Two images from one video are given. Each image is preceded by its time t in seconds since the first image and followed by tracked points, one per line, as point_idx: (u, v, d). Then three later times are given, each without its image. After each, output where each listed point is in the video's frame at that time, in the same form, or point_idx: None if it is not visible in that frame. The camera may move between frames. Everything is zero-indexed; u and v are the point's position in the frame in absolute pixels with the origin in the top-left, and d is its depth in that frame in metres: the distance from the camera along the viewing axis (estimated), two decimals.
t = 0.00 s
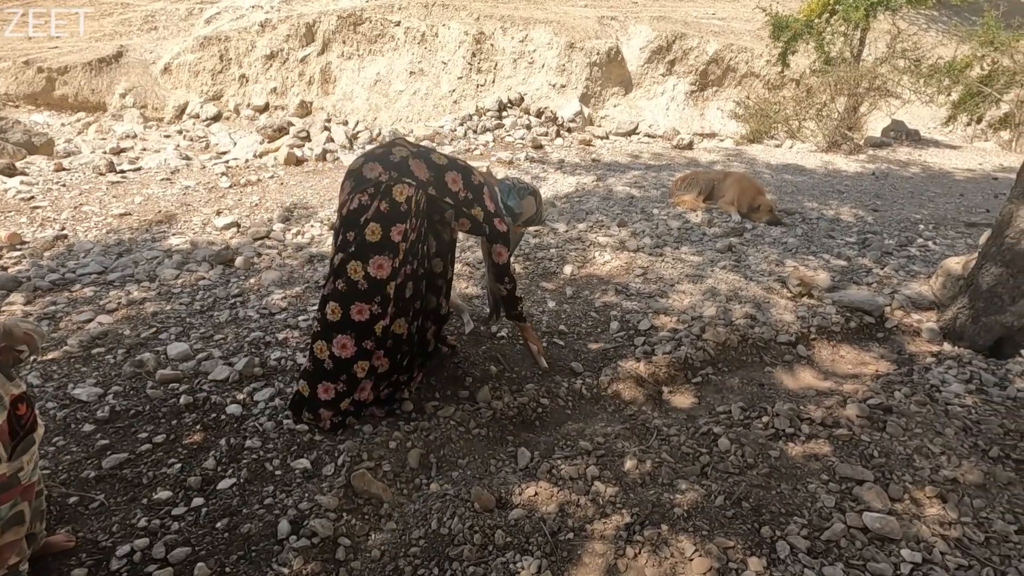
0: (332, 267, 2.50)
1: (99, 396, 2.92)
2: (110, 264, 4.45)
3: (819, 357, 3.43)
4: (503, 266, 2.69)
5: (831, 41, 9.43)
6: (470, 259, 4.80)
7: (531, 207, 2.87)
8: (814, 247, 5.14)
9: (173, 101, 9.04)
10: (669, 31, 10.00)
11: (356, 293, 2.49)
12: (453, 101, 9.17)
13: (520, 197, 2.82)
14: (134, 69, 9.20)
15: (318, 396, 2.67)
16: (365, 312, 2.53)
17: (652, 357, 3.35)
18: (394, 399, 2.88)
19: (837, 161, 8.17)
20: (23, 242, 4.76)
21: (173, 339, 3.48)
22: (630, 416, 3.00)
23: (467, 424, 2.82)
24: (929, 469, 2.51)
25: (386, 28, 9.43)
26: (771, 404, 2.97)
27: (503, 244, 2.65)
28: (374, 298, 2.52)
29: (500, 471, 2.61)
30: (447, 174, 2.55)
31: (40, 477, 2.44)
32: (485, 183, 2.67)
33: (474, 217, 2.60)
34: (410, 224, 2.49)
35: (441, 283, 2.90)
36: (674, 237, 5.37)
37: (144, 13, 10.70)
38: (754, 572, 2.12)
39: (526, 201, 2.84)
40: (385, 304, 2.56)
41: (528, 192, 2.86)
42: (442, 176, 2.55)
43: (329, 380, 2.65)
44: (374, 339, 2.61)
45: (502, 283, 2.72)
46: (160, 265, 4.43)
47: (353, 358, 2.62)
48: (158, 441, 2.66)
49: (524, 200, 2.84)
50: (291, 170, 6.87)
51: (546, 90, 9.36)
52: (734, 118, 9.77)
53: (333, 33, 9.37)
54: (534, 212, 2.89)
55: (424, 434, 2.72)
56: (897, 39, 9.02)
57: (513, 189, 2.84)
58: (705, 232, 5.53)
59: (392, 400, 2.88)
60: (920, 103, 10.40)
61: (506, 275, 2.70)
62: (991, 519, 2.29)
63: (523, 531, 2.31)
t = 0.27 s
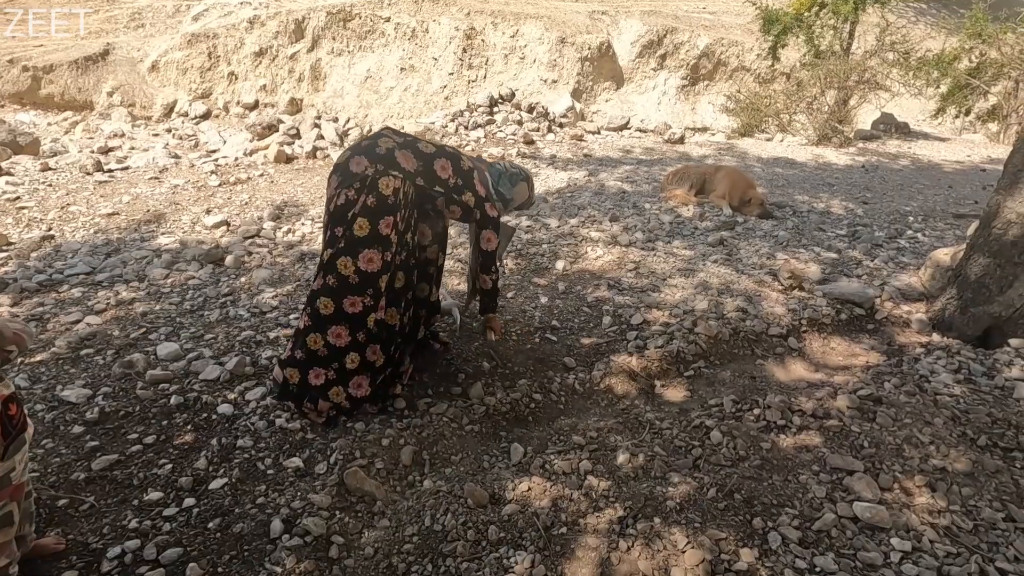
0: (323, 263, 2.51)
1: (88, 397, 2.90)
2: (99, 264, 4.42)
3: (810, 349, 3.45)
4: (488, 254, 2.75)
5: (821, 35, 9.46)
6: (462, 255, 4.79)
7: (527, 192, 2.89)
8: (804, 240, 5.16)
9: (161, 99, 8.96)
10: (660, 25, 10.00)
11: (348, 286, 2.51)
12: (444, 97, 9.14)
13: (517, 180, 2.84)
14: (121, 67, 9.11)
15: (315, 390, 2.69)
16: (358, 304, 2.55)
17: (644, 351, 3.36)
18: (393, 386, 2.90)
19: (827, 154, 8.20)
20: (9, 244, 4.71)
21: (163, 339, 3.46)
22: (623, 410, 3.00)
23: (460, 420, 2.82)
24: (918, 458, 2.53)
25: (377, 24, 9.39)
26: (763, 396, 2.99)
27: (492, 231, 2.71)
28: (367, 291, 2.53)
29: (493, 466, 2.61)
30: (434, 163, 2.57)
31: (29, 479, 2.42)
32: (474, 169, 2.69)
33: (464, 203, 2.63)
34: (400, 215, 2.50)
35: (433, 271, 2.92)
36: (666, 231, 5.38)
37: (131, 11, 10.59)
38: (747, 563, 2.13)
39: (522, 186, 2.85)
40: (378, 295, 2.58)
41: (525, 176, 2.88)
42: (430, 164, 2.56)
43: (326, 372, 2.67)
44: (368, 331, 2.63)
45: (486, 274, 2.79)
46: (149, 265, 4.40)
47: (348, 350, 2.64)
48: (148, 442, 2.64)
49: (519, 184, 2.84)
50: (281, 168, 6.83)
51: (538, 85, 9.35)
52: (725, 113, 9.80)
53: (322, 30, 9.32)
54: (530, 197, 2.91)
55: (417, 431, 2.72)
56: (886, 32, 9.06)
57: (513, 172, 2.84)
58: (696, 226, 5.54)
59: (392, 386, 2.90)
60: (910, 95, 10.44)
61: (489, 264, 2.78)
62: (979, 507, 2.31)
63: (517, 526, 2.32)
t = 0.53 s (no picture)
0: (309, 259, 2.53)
1: (83, 397, 2.89)
2: (94, 264, 4.40)
3: (807, 346, 3.45)
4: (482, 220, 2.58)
5: (817, 33, 9.45)
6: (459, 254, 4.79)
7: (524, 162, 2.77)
8: (801, 238, 5.16)
9: (157, 98, 8.92)
10: (657, 24, 9.99)
11: (337, 278, 2.51)
12: (441, 95, 9.13)
13: (511, 148, 2.73)
14: (116, 66, 9.07)
15: (315, 382, 2.72)
16: (348, 296, 2.56)
17: (642, 349, 3.36)
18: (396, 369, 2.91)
19: (824, 152, 8.21)
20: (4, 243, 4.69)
21: (159, 338, 3.45)
22: (621, 407, 3.00)
23: (457, 418, 2.82)
24: (915, 455, 2.53)
25: (374, 23, 9.37)
26: (760, 394, 2.99)
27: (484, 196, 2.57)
28: (355, 281, 2.54)
29: (491, 464, 2.61)
30: (411, 141, 2.51)
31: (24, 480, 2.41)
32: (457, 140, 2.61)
33: (450, 179, 2.56)
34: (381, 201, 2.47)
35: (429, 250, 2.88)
36: (663, 229, 5.38)
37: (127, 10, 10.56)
38: (744, 560, 2.13)
39: (516, 153, 2.73)
40: (368, 284, 2.57)
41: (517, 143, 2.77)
42: (408, 142, 2.50)
43: (325, 364, 2.69)
44: (360, 320, 2.63)
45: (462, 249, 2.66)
46: (145, 264, 4.39)
47: (344, 341, 2.65)
48: (144, 441, 2.64)
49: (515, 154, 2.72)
50: (278, 167, 6.82)
51: (536, 84, 9.34)
52: (722, 111, 9.81)
53: (319, 28, 9.30)
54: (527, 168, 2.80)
55: (414, 429, 2.72)
56: (883, 30, 9.07)
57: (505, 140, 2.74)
58: (694, 224, 5.54)
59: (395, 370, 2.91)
60: (906, 94, 10.46)
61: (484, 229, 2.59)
62: (976, 503, 2.32)
63: (514, 524, 2.31)
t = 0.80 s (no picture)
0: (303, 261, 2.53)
1: (82, 397, 2.89)
2: (92, 263, 4.39)
3: (805, 345, 3.46)
4: (434, 177, 2.32)
5: (815, 32, 9.46)
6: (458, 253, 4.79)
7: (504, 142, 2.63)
8: (799, 237, 5.17)
9: (154, 97, 8.91)
10: (655, 23, 9.98)
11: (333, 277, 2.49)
12: (439, 95, 9.14)
13: (489, 127, 2.61)
14: (114, 65, 9.05)
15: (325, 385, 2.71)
16: (346, 294, 2.54)
17: (640, 348, 3.37)
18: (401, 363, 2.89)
19: (822, 151, 8.22)
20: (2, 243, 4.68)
21: (158, 338, 3.45)
22: (619, 406, 3.01)
23: (456, 417, 2.82)
24: (913, 453, 2.54)
25: (372, 22, 9.36)
26: (759, 392, 3.00)
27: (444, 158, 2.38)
28: (351, 279, 2.51)
29: (490, 463, 2.61)
30: (381, 128, 2.44)
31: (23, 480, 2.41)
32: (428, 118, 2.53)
33: (422, 159, 2.46)
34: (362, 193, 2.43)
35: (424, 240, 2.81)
36: (661, 228, 5.39)
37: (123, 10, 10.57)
38: (743, 558, 2.14)
39: (494, 131, 2.61)
40: (363, 280, 2.54)
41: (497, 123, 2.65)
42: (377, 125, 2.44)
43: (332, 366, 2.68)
44: (360, 318, 2.61)
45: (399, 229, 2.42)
46: (143, 264, 4.38)
47: (350, 341, 2.64)
48: (144, 441, 2.64)
49: (493, 132, 2.60)
50: (276, 166, 6.81)
51: (534, 83, 9.34)
52: (720, 110, 9.82)
53: (317, 27, 9.29)
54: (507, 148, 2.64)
55: (413, 429, 2.72)
56: (880, 29, 9.09)
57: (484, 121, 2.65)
58: (692, 223, 5.55)
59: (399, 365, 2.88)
60: (904, 92, 10.48)
61: (427, 181, 2.31)
62: (973, 500, 2.33)
63: (513, 523, 2.32)
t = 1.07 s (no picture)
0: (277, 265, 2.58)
1: (81, 397, 2.89)
2: (91, 263, 4.39)
3: (804, 344, 3.47)
4: (348, 163, 2.22)
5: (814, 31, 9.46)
6: (457, 252, 4.80)
7: (466, 144, 2.35)
8: (798, 236, 5.18)
9: (152, 96, 8.89)
10: (654, 21, 9.97)
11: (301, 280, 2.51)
12: (438, 93, 9.14)
13: (455, 126, 2.37)
14: (111, 64, 9.03)
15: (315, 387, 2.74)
16: (317, 297, 2.55)
17: (639, 347, 3.38)
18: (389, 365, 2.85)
19: (820, 150, 8.23)
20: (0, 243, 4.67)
21: (157, 338, 3.45)
22: (619, 405, 3.01)
23: (456, 416, 2.83)
24: (911, 451, 2.55)
25: (370, 20, 9.35)
26: (757, 391, 3.00)
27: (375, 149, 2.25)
28: (320, 281, 2.52)
29: (490, 463, 2.62)
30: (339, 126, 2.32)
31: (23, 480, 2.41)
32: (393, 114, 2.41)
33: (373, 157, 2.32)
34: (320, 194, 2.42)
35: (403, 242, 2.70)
36: (660, 227, 5.40)
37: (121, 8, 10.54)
38: (742, 557, 2.14)
39: (457, 132, 2.36)
40: (332, 282, 2.53)
41: (469, 123, 2.39)
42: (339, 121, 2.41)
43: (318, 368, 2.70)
44: (335, 320, 2.60)
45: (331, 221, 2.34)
46: (142, 264, 4.38)
47: (330, 343, 2.65)
48: (143, 441, 2.64)
49: (456, 133, 2.35)
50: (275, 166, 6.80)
51: (532, 82, 9.35)
52: (719, 109, 9.83)
53: (315, 26, 9.28)
54: (469, 151, 2.36)
55: (412, 428, 2.72)
56: (879, 28, 9.09)
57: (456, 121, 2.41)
58: (690, 222, 5.55)
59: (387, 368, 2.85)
60: (902, 91, 10.49)
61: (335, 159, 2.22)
62: (971, 499, 2.33)
63: (513, 522, 2.32)
